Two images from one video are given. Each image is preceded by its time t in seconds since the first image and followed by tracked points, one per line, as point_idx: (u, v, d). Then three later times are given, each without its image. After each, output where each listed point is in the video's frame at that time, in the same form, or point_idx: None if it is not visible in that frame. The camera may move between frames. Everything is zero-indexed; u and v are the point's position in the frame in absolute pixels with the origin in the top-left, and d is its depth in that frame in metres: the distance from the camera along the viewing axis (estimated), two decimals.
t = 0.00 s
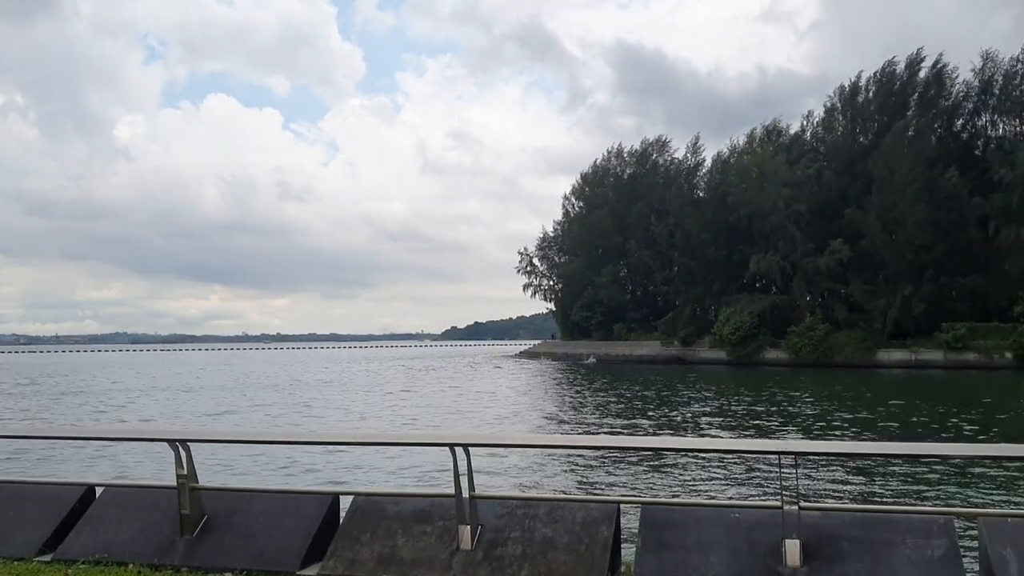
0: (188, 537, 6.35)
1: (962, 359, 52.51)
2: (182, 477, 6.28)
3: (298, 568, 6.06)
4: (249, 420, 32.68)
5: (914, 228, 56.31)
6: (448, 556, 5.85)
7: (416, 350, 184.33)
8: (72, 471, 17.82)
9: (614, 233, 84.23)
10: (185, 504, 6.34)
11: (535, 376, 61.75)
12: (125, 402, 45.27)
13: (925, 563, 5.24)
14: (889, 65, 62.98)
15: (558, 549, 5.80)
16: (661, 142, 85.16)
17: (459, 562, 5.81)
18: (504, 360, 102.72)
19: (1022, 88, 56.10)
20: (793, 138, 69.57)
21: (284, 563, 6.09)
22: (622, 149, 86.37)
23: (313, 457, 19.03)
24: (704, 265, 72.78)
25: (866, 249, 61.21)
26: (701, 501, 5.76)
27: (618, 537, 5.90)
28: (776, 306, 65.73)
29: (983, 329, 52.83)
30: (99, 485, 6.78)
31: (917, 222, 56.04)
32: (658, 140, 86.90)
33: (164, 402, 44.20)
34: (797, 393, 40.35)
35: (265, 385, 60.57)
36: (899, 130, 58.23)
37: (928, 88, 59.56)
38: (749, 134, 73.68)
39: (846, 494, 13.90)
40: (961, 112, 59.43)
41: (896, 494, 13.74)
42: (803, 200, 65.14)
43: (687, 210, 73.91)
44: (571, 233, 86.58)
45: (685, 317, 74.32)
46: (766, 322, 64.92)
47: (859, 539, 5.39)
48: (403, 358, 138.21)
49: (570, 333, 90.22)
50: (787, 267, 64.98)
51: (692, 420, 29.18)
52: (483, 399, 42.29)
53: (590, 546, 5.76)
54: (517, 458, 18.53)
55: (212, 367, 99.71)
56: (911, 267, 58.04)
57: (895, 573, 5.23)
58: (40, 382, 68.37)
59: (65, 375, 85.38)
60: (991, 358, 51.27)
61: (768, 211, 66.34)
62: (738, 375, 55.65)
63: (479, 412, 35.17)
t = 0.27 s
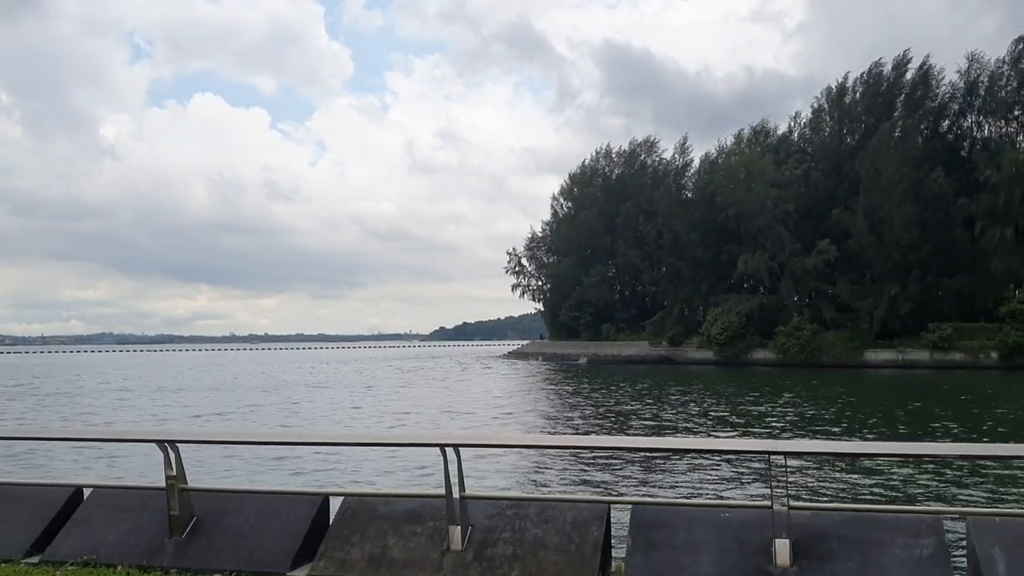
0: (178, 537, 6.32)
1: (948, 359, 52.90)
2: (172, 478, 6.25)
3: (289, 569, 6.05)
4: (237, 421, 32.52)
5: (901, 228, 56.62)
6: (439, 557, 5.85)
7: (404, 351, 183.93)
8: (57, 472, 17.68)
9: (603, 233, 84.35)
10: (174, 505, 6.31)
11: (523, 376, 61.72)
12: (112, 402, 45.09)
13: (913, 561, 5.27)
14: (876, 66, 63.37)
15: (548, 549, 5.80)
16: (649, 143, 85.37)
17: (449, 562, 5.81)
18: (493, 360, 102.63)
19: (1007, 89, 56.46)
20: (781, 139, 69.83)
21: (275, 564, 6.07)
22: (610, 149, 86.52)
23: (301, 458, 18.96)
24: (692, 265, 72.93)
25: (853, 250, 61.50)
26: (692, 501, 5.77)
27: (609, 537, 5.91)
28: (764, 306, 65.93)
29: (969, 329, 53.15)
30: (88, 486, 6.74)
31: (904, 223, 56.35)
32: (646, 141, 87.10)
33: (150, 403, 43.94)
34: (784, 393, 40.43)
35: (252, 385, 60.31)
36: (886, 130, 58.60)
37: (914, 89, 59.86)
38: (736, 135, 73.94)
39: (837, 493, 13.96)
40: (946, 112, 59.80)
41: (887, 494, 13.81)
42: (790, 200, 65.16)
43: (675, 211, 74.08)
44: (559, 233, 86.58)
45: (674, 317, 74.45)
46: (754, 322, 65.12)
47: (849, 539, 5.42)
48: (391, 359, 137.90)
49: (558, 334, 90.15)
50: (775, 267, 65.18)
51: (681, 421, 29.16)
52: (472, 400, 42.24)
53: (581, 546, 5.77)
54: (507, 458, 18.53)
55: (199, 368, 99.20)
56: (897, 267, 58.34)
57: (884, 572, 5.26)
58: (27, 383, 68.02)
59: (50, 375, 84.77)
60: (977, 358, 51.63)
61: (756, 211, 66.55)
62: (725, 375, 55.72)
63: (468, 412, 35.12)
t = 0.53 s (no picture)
0: (172, 535, 6.33)
1: (937, 359, 53.30)
2: (166, 476, 6.25)
3: (284, 566, 6.07)
4: (227, 421, 32.43)
5: (891, 228, 56.89)
6: (433, 554, 5.88)
7: (395, 351, 183.68)
8: (46, 472, 17.59)
9: (594, 233, 84.44)
10: (169, 504, 6.31)
11: (515, 376, 61.68)
12: (102, 403, 44.95)
13: (903, 556, 5.33)
14: (866, 67, 63.69)
15: (542, 546, 5.83)
16: (641, 143, 85.53)
17: (444, 560, 5.84)
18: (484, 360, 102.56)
19: (996, 90, 56.79)
20: (772, 139, 70.04)
21: (270, 561, 6.10)
22: (602, 150, 86.64)
23: (291, 456, 18.93)
24: (684, 265, 73.04)
25: (843, 250, 61.75)
26: (685, 497, 5.82)
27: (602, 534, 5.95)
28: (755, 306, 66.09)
29: (958, 329, 53.45)
30: (82, 485, 6.74)
31: (894, 223, 56.62)
32: (638, 141, 87.24)
33: (139, 404, 43.70)
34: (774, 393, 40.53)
35: (243, 385, 60.08)
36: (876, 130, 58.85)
37: (904, 90, 60.16)
38: (727, 135, 74.12)
39: (830, 489, 14.04)
40: (936, 113, 60.13)
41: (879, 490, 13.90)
42: (782, 200, 65.25)
43: (667, 211, 74.20)
44: (550, 233, 86.59)
45: (665, 317, 74.55)
46: (745, 322, 65.29)
47: (839, 534, 5.47)
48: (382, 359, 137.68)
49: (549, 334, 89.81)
50: (766, 267, 65.35)
51: (673, 420, 29.16)
52: (464, 400, 42.18)
53: (574, 542, 5.80)
54: (499, 455, 18.56)
55: (188, 368, 98.67)
56: (887, 268, 58.59)
57: (874, 567, 5.32)
58: (17, 383, 67.74)
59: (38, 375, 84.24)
60: (967, 358, 51.93)
61: (747, 211, 66.72)
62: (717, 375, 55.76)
63: (460, 412, 35.10)
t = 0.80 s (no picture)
0: (172, 532, 6.34)
1: (935, 358, 53.36)
2: (166, 473, 6.26)
3: (284, 563, 6.08)
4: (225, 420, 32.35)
5: (889, 228, 56.90)
6: (433, 550, 5.89)
7: (393, 351, 183.51)
8: (43, 471, 17.54)
9: (592, 233, 84.40)
10: (169, 501, 6.32)
11: (513, 376, 61.61)
12: (100, 402, 44.93)
13: (903, 552, 5.33)
14: (864, 67, 63.76)
15: (542, 542, 5.84)
16: (639, 143, 85.55)
17: (444, 556, 5.85)
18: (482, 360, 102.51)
19: (993, 90, 56.82)
20: (770, 139, 70.06)
21: (270, 557, 6.10)
22: (600, 149, 86.65)
23: (289, 454, 18.90)
24: (682, 265, 73.05)
25: (841, 249, 61.81)
26: (685, 493, 5.83)
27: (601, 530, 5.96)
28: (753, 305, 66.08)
29: (957, 328, 53.48)
30: (82, 482, 6.75)
31: (891, 223, 56.64)
32: (636, 140, 87.26)
33: (136, 403, 43.59)
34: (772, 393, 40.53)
35: (240, 385, 59.97)
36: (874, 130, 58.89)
37: (902, 90, 60.22)
38: (725, 135, 74.12)
39: (830, 486, 14.04)
40: (934, 113, 60.17)
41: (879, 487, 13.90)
42: (780, 200, 65.29)
43: (665, 211, 74.21)
44: (549, 232, 86.56)
45: (663, 317, 74.53)
46: (743, 321, 65.30)
47: (838, 529, 5.49)
48: (379, 359, 137.53)
49: (548, 334, 89.94)
50: (764, 267, 65.38)
51: (671, 420, 29.14)
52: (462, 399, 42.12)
53: (574, 538, 5.82)
54: (498, 453, 18.56)
55: (185, 368, 98.47)
56: (885, 267, 58.60)
57: (873, 562, 5.33)
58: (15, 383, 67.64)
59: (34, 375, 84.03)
60: (964, 357, 51.98)
61: (745, 211, 66.75)
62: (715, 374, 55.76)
63: (457, 412, 35.08)
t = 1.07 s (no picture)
0: (172, 531, 6.33)
1: (934, 358, 53.38)
2: (166, 472, 6.25)
3: (284, 562, 6.08)
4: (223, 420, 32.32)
5: (887, 228, 56.95)
6: (434, 549, 5.89)
7: (390, 351, 183.31)
8: (41, 470, 17.48)
9: (590, 233, 84.38)
10: (168, 500, 6.31)
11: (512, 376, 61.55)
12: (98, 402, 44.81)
13: (904, 551, 5.33)
14: (861, 67, 63.85)
15: (543, 540, 5.84)
16: (637, 143, 85.54)
17: (445, 554, 5.84)
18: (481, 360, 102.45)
19: (992, 89, 56.90)
20: (768, 139, 70.08)
21: (270, 556, 6.10)
22: (599, 149, 86.65)
23: (287, 454, 18.86)
24: (681, 265, 73.04)
25: (840, 249, 61.86)
26: (686, 492, 5.82)
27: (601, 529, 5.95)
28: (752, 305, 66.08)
29: (955, 328, 53.50)
30: (81, 481, 6.74)
31: (890, 222, 56.66)
32: (634, 140, 87.25)
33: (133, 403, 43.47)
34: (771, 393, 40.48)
35: (238, 385, 59.88)
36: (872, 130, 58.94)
37: (900, 90, 60.29)
38: (723, 135, 74.11)
39: (829, 484, 14.04)
40: (932, 113, 60.22)
41: (883, 485, 13.88)
42: (779, 200, 65.32)
43: (663, 211, 74.20)
44: (547, 232, 86.55)
45: (662, 317, 74.53)
46: (741, 321, 65.30)
47: (838, 527, 5.49)
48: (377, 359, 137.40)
49: (546, 334, 89.96)
50: (763, 266, 65.40)
51: (670, 420, 29.12)
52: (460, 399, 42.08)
53: (574, 536, 5.81)
54: (497, 452, 18.54)
55: (183, 368, 98.31)
56: (883, 267, 58.64)
57: (874, 559, 5.34)
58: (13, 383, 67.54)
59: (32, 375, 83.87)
60: (963, 357, 52.04)
61: (743, 211, 66.76)
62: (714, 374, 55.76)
63: (456, 412, 35.05)
